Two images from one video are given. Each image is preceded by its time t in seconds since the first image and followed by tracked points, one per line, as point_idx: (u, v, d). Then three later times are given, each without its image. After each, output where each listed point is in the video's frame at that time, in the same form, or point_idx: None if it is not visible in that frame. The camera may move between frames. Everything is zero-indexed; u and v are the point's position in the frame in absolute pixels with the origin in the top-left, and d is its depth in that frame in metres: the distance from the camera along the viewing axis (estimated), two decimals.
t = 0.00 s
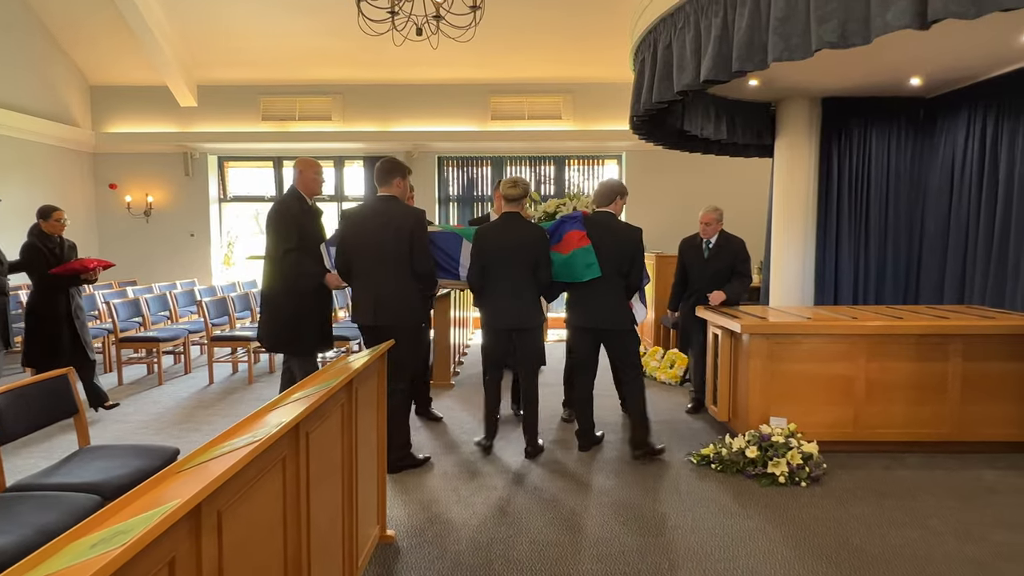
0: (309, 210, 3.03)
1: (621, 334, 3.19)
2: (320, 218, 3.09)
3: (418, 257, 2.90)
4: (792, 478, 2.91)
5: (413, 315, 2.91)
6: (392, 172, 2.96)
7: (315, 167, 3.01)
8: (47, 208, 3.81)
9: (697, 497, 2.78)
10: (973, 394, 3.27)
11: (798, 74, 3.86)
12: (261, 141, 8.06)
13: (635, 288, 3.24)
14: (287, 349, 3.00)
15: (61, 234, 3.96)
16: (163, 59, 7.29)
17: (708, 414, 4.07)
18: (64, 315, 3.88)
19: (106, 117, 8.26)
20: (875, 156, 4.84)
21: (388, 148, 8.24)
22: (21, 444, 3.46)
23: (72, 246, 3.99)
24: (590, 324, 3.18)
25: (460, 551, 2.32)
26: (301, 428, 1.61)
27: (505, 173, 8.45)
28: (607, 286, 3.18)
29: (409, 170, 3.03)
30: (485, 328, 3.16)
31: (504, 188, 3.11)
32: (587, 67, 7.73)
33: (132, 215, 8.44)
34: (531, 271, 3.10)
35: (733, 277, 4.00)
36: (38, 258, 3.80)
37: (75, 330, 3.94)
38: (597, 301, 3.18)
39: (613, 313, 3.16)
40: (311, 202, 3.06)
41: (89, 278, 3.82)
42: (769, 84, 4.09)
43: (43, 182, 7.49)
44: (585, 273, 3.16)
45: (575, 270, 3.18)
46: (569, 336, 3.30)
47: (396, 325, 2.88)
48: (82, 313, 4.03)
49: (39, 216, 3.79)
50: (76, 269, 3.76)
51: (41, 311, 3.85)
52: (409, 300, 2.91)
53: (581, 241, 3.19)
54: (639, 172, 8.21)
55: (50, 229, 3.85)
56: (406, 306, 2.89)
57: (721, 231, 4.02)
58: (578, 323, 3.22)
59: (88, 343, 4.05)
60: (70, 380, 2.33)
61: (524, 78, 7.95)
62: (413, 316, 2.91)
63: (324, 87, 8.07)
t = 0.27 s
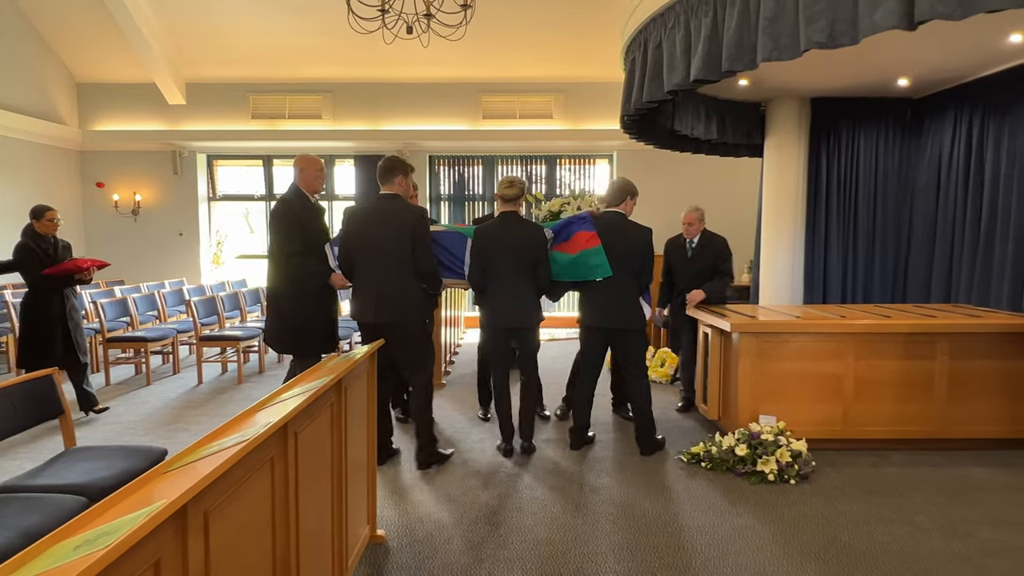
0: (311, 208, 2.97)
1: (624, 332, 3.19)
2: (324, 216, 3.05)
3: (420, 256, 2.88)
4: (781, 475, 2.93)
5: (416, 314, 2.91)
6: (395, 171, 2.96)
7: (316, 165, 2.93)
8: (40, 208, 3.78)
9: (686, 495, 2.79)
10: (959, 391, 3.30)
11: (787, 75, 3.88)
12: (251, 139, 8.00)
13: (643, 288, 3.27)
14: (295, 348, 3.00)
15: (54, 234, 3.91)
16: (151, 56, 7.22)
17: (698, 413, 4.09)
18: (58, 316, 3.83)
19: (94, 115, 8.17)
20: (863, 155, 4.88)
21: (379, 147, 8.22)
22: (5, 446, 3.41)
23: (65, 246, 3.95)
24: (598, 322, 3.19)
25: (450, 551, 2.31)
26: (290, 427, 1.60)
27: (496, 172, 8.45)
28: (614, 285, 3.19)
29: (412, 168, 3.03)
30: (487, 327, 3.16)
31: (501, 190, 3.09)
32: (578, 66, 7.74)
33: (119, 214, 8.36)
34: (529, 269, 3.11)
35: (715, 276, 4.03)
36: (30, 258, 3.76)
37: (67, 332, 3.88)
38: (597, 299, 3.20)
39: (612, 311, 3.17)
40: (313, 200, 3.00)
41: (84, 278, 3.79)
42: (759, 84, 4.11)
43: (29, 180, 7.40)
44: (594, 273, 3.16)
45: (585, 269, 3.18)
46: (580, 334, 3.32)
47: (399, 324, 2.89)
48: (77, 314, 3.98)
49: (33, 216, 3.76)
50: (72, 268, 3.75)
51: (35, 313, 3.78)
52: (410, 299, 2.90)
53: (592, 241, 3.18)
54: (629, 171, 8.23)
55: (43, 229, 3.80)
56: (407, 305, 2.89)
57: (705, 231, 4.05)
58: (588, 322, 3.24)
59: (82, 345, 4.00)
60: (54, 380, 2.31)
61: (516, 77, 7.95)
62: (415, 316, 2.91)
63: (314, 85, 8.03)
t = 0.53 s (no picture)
0: (314, 208, 2.91)
1: (628, 330, 3.20)
2: (325, 217, 2.97)
3: (433, 255, 2.95)
4: (770, 473, 2.95)
5: (430, 313, 2.98)
6: (411, 171, 3.04)
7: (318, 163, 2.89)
8: (41, 207, 3.79)
9: (676, 494, 2.80)
10: (945, 390, 3.33)
11: (776, 75, 3.90)
12: (240, 138, 7.95)
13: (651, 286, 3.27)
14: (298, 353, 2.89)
15: (57, 234, 3.91)
16: (139, 54, 7.15)
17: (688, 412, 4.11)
18: (62, 316, 3.81)
19: (80, 114, 8.08)
20: (851, 156, 4.92)
21: (369, 146, 8.19)
22: None
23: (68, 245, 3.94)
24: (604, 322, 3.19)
25: (441, 551, 2.30)
26: (278, 427, 1.59)
27: (487, 172, 8.44)
28: (622, 285, 3.19)
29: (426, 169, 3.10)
30: (486, 327, 3.18)
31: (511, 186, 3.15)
32: (569, 66, 7.75)
33: (107, 213, 8.28)
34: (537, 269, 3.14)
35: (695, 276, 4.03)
36: (32, 257, 3.75)
37: (71, 332, 3.85)
38: (600, 299, 3.21)
39: (614, 310, 3.18)
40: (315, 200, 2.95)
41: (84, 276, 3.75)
42: (748, 84, 4.14)
43: (14, 179, 7.31)
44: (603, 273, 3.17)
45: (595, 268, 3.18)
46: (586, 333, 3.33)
47: (413, 323, 2.94)
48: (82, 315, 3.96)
49: (34, 215, 3.79)
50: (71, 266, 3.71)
51: (39, 313, 3.78)
52: (423, 297, 2.95)
53: (603, 241, 3.18)
54: (620, 171, 8.25)
55: (44, 228, 3.81)
56: (420, 303, 2.94)
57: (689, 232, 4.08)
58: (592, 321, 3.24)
59: (87, 346, 3.97)
60: (40, 381, 2.27)
61: (507, 77, 7.95)
62: (427, 313, 2.96)
63: (304, 84, 7.98)
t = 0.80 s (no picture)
0: (321, 206, 2.99)
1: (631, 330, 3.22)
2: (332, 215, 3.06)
3: (447, 254, 2.99)
4: (761, 471, 2.97)
5: (442, 313, 2.99)
6: (423, 170, 3.04)
7: (326, 163, 3.00)
8: (49, 206, 3.74)
9: (667, 492, 2.81)
10: (932, 388, 3.37)
11: (767, 76, 3.92)
12: (232, 136, 7.90)
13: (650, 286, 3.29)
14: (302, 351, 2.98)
15: (62, 233, 3.86)
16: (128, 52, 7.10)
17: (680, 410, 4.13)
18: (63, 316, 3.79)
19: (69, 112, 8.01)
20: (840, 155, 4.96)
21: (362, 145, 8.17)
22: None
23: (72, 244, 3.90)
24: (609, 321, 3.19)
25: (433, 551, 2.30)
26: (269, 428, 1.59)
27: (480, 172, 8.45)
28: (623, 285, 3.21)
29: (439, 169, 3.10)
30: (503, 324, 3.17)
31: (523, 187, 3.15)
32: (561, 66, 7.75)
33: (96, 212, 8.21)
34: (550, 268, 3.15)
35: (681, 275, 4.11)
36: (36, 255, 3.72)
37: (73, 332, 3.85)
38: (606, 298, 3.21)
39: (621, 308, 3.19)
40: (322, 198, 3.03)
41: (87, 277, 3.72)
42: (739, 84, 4.16)
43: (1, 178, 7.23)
44: (604, 273, 3.18)
45: (596, 269, 3.19)
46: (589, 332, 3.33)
47: (426, 323, 2.93)
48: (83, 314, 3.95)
49: (40, 212, 3.72)
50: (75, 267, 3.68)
51: (41, 311, 3.77)
52: (436, 296, 2.96)
53: (602, 241, 3.18)
54: (612, 170, 8.27)
55: (51, 227, 3.76)
56: (433, 302, 2.94)
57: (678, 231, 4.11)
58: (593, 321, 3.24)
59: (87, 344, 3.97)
60: (27, 382, 2.26)
61: (499, 76, 7.94)
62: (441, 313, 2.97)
63: (296, 82, 7.95)
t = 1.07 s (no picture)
0: (330, 206, 3.17)
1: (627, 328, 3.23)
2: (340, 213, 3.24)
3: (448, 255, 2.99)
4: (751, 469, 2.99)
5: (443, 312, 2.99)
6: (423, 170, 3.04)
7: (335, 164, 3.19)
8: (49, 204, 3.71)
9: (658, 490, 2.83)
10: (919, 385, 3.41)
11: (757, 76, 3.94)
12: (222, 134, 7.85)
13: (650, 287, 3.28)
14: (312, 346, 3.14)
15: (61, 233, 3.82)
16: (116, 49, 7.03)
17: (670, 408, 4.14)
18: (61, 317, 3.73)
19: (56, 109, 7.92)
20: (829, 155, 5.00)
21: (353, 144, 8.13)
22: None
23: (71, 244, 3.85)
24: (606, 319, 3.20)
25: (424, 550, 2.30)
26: (260, 427, 1.59)
27: (471, 171, 8.44)
28: (624, 283, 3.21)
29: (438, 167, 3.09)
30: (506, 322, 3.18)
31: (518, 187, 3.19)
32: (553, 65, 7.76)
33: (83, 210, 8.14)
34: (553, 266, 3.17)
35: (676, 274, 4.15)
36: (35, 254, 3.65)
37: (70, 333, 3.78)
38: (606, 296, 3.21)
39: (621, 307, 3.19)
40: (331, 197, 3.21)
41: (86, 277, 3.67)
42: (729, 84, 4.18)
43: None
44: (605, 270, 3.19)
45: (598, 266, 3.20)
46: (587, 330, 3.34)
47: (428, 321, 2.94)
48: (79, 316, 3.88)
49: (41, 211, 3.69)
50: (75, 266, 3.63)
51: (37, 311, 3.69)
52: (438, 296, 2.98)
53: (604, 239, 3.21)
54: (604, 169, 8.29)
55: (51, 226, 3.73)
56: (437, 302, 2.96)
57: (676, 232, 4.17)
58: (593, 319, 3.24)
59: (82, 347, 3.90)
60: (14, 382, 2.23)
61: (491, 75, 7.93)
62: (445, 312, 2.99)
63: (286, 80, 7.90)
